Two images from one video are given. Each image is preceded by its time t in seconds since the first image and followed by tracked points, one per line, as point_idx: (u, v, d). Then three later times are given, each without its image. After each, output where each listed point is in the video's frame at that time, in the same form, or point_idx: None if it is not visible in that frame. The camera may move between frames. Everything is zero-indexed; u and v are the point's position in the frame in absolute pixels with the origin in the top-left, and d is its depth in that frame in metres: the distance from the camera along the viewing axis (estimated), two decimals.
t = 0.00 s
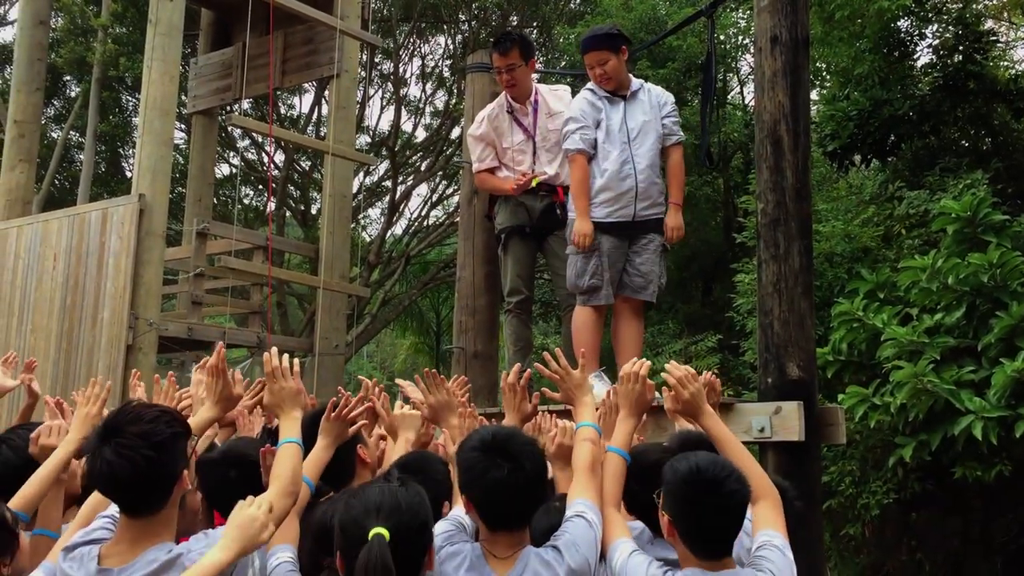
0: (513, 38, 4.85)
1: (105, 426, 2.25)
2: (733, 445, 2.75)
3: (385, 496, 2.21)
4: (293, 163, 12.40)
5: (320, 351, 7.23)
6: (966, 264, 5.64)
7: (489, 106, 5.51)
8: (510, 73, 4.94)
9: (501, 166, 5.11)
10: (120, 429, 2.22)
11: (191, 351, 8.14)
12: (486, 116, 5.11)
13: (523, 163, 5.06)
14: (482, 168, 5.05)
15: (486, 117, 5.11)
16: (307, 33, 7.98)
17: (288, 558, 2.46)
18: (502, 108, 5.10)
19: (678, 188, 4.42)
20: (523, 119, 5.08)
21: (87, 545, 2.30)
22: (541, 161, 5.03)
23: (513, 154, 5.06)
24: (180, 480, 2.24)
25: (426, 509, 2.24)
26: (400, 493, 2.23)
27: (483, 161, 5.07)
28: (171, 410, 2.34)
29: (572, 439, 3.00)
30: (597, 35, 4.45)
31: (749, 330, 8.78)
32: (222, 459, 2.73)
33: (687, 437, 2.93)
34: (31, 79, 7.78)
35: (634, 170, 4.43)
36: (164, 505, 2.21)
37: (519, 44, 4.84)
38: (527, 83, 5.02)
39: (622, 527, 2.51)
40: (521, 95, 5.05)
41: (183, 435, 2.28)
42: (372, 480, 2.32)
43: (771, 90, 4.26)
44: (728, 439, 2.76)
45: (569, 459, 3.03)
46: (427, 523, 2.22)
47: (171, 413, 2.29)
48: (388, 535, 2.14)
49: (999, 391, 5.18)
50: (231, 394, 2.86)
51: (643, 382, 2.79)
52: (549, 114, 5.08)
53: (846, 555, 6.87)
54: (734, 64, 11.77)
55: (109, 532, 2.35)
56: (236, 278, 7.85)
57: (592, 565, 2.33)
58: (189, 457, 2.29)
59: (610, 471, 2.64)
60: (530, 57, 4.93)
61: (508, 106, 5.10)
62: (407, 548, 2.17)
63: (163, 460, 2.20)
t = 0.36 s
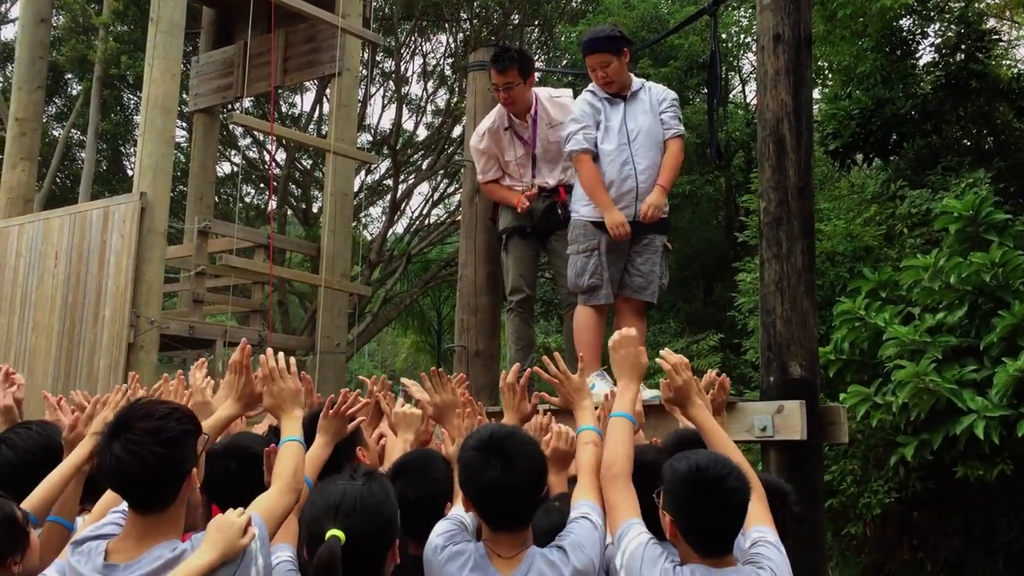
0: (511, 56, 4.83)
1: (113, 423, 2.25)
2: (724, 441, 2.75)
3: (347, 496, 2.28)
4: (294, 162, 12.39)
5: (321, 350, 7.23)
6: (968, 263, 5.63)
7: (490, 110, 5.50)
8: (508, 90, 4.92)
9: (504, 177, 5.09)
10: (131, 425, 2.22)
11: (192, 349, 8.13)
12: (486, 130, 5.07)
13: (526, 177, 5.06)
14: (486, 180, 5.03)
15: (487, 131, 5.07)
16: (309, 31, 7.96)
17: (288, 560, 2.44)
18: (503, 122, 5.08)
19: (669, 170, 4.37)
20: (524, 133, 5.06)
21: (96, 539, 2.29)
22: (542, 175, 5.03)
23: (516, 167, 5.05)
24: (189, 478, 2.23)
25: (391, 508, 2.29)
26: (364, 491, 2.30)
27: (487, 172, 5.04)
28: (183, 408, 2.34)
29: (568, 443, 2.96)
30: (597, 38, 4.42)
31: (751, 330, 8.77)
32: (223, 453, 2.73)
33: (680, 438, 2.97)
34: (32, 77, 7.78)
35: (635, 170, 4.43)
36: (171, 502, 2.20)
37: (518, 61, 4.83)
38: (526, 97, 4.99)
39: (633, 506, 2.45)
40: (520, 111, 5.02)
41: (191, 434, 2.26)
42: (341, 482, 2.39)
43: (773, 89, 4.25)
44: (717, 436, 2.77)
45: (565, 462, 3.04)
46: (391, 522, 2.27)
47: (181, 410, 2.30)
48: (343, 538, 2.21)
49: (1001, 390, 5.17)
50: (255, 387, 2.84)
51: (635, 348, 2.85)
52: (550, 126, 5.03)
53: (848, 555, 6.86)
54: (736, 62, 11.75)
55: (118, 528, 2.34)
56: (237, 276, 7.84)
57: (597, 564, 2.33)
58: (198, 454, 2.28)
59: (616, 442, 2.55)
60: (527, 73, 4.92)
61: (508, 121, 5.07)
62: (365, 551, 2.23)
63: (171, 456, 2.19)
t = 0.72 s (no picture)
0: (516, 51, 4.84)
1: (122, 421, 2.25)
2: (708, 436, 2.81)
3: (372, 513, 2.19)
4: (295, 161, 12.39)
5: (321, 350, 7.23)
6: (969, 264, 5.63)
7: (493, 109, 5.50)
8: (512, 84, 4.92)
9: (506, 173, 5.10)
10: (141, 425, 2.23)
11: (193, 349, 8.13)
12: (489, 125, 5.07)
13: (527, 173, 5.06)
14: (487, 176, 5.04)
15: (489, 126, 5.07)
16: (310, 31, 7.96)
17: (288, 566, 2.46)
18: (505, 117, 5.08)
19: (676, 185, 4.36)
20: (526, 128, 5.07)
21: (102, 541, 2.28)
22: (543, 171, 5.03)
23: (517, 163, 5.06)
24: (199, 478, 2.23)
25: (416, 522, 2.21)
26: (388, 508, 2.21)
27: (488, 168, 5.04)
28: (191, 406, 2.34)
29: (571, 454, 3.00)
30: (596, 39, 4.41)
31: (751, 330, 8.77)
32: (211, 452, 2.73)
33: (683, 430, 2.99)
34: (33, 76, 7.77)
35: (627, 171, 4.42)
36: (180, 502, 2.20)
37: (522, 56, 4.83)
38: (529, 92, 5.00)
39: (615, 495, 2.42)
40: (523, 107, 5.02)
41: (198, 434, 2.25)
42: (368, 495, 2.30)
43: (775, 89, 4.25)
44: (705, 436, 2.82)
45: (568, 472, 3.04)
46: (417, 537, 2.19)
47: (192, 410, 2.30)
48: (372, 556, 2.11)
49: (1002, 391, 5.17)
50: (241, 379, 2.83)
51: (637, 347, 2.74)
52: (552, 121, 5.07)
53: (848, 555, 6.86)
54: (737, 63, 11.75)
55: (123, 528, 2.34)
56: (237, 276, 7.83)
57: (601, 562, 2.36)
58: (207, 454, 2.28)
59: (592, 436, 2.51)
60: (532, 68, 4.93)
61: (510, 116, 5.08)
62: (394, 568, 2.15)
63: (182, 456, 2.19)
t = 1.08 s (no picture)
0: (515, 42, 4.88)
1: (130, 416, 2.25)
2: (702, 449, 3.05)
3: (382, 507, 2.21)
4: (292, 161, 12.39)
5: (319, 350, 7.23)
6: (966, 266, 5.63)
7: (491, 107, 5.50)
8: (512, 76, 4.96)
9: (501, 168, 5.10)
10: (150, 419, 2.23)
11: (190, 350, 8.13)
12: (488, 117, 5.07)
13: (523, 166, 5.06)
14: (482, 170, 5.05)
15: (488, 119, 5.07)
16: (308, 31, 7.96)
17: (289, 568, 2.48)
18: (503, 110, 5.09)
19: (674, 185, 4.39)
20: (524, 122, 5.07)
21: (106, 537, 2.26)
22: (540, 165, 5.03)
23: (514, 157, 5.06)
24: (206, 471, 2.23)
25: (424, 516, 2.23)
26: (398, 502, 2.23)
27: (484, 162, 5.05)
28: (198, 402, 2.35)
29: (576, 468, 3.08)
30: (596, 39, 4.42)
31: (748, 331, 8.78)
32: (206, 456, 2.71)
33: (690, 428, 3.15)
34: (30, 76, 7.76)
35: (625, 170, 4.43)
36: (188, 495, 2.20)
37: (522, 47, 4.87)
38: (528, 85, 5.02)
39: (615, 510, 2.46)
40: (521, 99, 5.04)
41: (202, 429, 2.25)
42: (373, 491, 2.31)
43: (772, 90, 4.26)
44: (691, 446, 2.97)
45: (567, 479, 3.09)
46: (425, 532, 2.21)
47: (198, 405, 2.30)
48: (379, 547, 2.13)
49: (999, 392, 5.18)
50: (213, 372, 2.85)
51: (587, 356, 2.78)
52: (550, 117, 5.08)
53: (844, 556, 6.86)
54: (734, 64, 11.77)
55: (125, 525, 2.33)
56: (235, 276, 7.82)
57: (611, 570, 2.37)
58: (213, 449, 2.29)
59: (582, 449, 2.56)
60: (532, 61, 4.96)
61: (509, 109, 5.10)
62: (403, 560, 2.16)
63: (193, 449, 2.20)
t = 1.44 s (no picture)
0: (514, 38, 4.91)
1: (115, 412, 2.25)
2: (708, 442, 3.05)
3: (364, 481, 2.26)
4: (288, 162, 12.39)
5: (315, 351, 7.23)
6: (960, 266, 5.65)
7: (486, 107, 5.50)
8: (508, 70, 4.97)
9: (496, 165, 5.10)
10: (132, 416, 2.22)
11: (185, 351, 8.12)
12: (484, 114, 5.10)
13: (519, 163, 5.05)
14: (478, 167, 5.05)
15: (484, 116, 5.10)
16: (303, 32, 7.96)
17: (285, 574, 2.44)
18: (500, 108, 5.10)
19: (665, 181, 4.37)
20: (521, 119, 5.09)
21: (85, 544, 2.31)
22: (536, 162, 5.03)
23: (509, 154, 5.06)
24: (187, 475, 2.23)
25: (409, 490, 2.28)
26: (381, 476, 2.28)
27: (478, 159, 5.06)
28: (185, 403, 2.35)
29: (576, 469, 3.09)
30: (593, 39, 4.46)
31: (744, 332, 8.79)
32: (204, 465, 2.70)
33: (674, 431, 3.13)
34: (26, 77, 7.76)
35: (622, 172, 4.44)
36: (166, 499, 2.20)
37: (520, 43, 4.90)
38: (525, 83, 5.04)
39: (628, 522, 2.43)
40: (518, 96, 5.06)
41: (182, 430, 2.24)
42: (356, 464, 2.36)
43: (767, 92, 4.27)
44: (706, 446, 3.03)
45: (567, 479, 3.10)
46: (409, 503, 2.25)
47: (183, 406, 2.30)
48: (362, 522, 2.18)
49: (993, 392, 5.19)
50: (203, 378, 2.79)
51: (634, 363, 2.78)
52: (546, 115, 5.10)
53: (840, 556, 6.87)
54: (730, 65, 11.79)
55: (106, 534, 2.35)
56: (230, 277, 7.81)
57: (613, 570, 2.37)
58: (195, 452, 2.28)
59: (596, 454, 2.55)
60: (530, 58, 4.98)
61: (506, 106, 5.11)
62: (384, 530, 2.21)
63: (172, 450, 2.19)
